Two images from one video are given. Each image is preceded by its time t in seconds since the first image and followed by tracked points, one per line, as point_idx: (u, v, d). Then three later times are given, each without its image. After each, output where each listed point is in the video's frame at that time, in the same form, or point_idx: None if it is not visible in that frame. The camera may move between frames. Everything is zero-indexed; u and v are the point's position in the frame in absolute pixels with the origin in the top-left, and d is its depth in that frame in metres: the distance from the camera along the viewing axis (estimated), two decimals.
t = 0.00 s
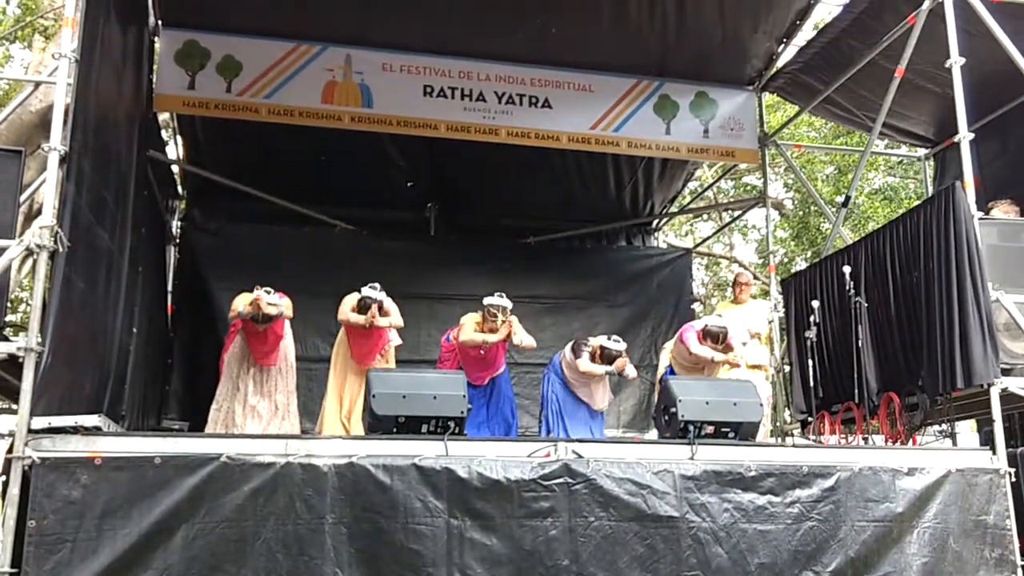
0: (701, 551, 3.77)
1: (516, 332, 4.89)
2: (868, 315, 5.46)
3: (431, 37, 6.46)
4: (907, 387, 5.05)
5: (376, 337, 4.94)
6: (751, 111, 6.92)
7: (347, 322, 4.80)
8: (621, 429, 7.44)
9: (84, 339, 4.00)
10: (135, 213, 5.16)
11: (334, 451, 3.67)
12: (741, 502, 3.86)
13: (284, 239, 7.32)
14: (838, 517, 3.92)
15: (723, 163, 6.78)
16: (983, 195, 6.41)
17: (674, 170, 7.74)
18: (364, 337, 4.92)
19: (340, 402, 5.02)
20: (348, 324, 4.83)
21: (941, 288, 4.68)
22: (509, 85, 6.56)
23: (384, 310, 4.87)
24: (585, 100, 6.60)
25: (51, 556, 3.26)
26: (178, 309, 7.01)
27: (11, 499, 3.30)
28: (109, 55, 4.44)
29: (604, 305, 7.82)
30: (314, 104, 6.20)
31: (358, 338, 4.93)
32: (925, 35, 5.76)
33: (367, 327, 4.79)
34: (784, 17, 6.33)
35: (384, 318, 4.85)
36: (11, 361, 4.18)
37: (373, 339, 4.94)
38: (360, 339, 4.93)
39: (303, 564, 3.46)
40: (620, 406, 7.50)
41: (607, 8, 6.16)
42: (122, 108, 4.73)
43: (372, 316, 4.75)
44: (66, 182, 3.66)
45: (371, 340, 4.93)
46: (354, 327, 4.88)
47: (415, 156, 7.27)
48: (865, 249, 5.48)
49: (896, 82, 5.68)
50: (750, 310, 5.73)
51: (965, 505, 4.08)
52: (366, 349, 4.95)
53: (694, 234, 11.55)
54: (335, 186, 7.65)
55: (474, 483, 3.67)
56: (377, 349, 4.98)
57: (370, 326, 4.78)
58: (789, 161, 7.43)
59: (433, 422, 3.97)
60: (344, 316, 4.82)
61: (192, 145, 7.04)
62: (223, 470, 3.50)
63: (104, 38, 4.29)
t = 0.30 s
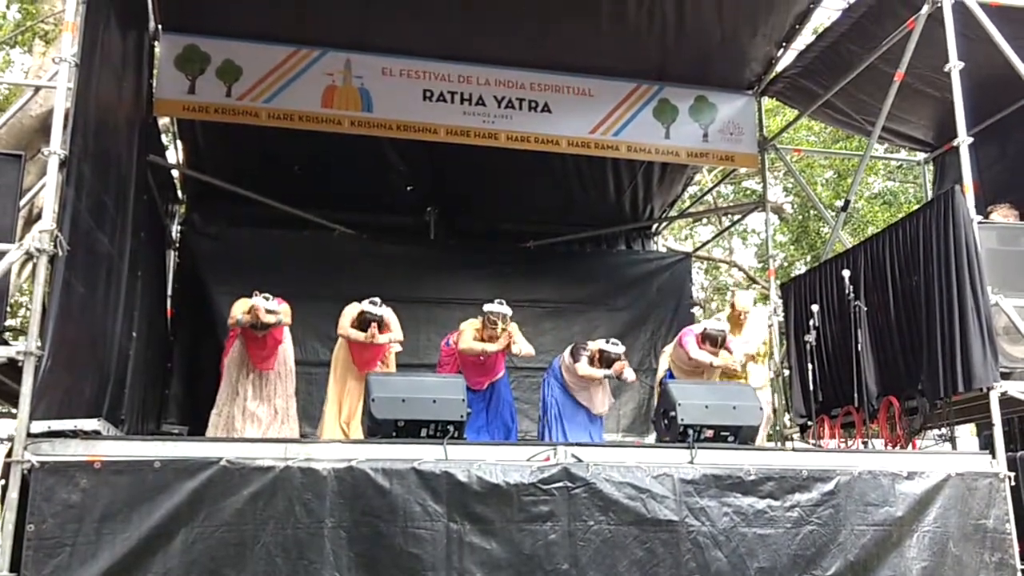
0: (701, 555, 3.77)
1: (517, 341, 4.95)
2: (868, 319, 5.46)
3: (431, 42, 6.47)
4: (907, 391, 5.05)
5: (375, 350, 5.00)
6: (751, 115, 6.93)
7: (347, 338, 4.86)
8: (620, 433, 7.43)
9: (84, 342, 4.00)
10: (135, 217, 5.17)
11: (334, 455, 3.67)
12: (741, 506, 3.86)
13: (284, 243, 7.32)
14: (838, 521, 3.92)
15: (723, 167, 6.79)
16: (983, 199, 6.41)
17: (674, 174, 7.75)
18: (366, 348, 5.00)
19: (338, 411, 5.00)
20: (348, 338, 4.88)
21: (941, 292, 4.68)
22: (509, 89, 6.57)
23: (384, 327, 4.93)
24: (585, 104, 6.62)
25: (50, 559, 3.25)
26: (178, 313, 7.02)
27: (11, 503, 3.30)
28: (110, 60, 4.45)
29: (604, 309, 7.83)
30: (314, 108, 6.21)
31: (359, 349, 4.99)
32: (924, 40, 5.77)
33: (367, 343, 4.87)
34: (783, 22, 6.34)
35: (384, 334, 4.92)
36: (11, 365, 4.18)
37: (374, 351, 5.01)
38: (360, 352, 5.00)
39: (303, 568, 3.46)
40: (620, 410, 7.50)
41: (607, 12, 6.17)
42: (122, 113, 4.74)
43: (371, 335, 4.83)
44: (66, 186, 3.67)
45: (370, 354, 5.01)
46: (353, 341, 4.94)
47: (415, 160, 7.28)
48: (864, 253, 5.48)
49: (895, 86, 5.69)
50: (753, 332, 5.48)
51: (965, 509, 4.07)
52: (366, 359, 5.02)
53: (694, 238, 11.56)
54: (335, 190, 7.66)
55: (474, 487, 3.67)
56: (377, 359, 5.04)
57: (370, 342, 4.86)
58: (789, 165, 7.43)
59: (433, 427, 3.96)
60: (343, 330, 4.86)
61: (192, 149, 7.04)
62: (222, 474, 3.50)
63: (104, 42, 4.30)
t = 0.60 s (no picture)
0: (700, 558, 3.77)
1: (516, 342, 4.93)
2: (868, 322, 5.46)
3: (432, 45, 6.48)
4: (907, 394, 5.05)
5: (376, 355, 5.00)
6: (751, 118, 6.93)
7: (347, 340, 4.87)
8: (620, 435, 7.43)
9: (84, 344, 4.00)
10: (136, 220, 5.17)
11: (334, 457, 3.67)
12: (741, 509, 3.86)
13: (285, 245, 7.33)
14: (838, 524, 3.92)
15: (723, 170, 6.79)
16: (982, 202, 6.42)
17: (674, 177, 7.77)
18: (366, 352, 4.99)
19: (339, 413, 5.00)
20: (348, 342, 4.89)
21: (941, 295, 4.68)
22: (509, 92, 6.58)
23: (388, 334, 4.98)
24: (585, 107, 6.62)
25: (50, 562, 3.25)
26: (178, 315, 7.02)
27: (10, 505, 3.30)
28: (110, 62, 4.45)
29: (604, 312, 7.83)
30: (315, 111, 6.21)
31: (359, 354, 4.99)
32: (924, 44, 5.77)
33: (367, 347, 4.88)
34: (783, 25, 6.35)
35: (384, 339, 4.94)
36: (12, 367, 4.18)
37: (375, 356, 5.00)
38: (360, 356, 5.00)
39: (302, 570, 3.46)
40: (620, 413, 7.50)
41: (607, 15, 6.18)
42: (122, 115, 4.74)
43: (371, 342, 4.83)
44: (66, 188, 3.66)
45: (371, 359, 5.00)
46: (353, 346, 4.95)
47: (415, 163, 7.28)
48: (865, 256, 5.49)
49: (895, 90, 5.70)
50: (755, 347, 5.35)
51: (965, 512, 4.07)
52: (365, 363, 5.00)
53: (694, 241, 11.58)
54: (335, 192, 7.66)
55: (474, 489, 3.67)
56: (378, 361, 5.03)
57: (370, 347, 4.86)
58: (789, 168, 7.43)
59: (433, 429, 3.97)
60: (344, 334, 4.88)
61: (193, 151, 7.05)
62: (222, 476, 3.50)
63: (105, 44, 4.30)
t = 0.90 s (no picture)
0: (698, 560, 3.77)
1: (514, 321, 4.91)
2: (865, 324, 5.47)
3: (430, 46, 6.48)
4: (904, 396, 5.05)
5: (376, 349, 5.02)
6: (748, 120, 6.94)
7: (348, 335, 4.85)
8: (618, 437, 7.43)
9: (80, 345, 3.99)
10: (133, 221, 5.16)
11: (331, 458, 3.67)
12: (738, 511, 3.86)
13: (282, 246, 7.32)
14: (835, 525, 3.92)
15: (721, 172, 6.80)
16: (979, 204, 6.43)
17: (671, 178, 7.79)
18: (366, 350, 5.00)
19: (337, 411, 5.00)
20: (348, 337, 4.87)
21: (938, 297, 4.69)
22: (507, 93, 6.58)
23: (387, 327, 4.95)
24: (583, 108, 6.63)
25: (46, 563, 3.23)
26: (175, 316, 7.01)
27: (6, 506, 3.29)
28: (108, 63, 4.44)
29: (602, 313, 7.83)
30: (313, 112, 6.21)
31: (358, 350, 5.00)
32: (922, 46, 5.78)
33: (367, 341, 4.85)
34: (781, 26, 6.35)
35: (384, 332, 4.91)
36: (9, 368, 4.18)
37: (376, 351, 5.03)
38: (360, 353, 5.01)
39: (299, 571, 3.45)
40: (618, 414, 7.51)
41: (605, 16, 6.18)
42: (120, 116, 4.73)
43: (372, 331, 4.80)
44: (63, 189, 3.66)
45: (371, 354, 5.02)
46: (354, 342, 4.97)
47: (413, 164, 7.28)
48: (862, 258, 5.50)
49: (893, 91, 5.70)
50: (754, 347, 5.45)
51: (962, 514, 4.07)
52: (365, 362, 5.02)
53: (692, 242, 11.61)
54: (333, 193, 7.66)
55: (471, 490, 3.67)
56: (378, 359, 5.06)
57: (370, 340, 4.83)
58: (787, 171, 7.43)
59: (430, 430, 3.96)
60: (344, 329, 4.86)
61: (190, 152, 7.04)
62: (218, 477, 3.50)
63: (102, 45, 4.30)
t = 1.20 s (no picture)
0: (697, 566, 3.76)
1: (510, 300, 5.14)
2: (864, 330, 5.47)
3: (430, 52, 6.48)
4: (904, 401, 5.05)
5: (378, 336, 4.97)
6: (747, 126, 6.94)
7: (347, 316, 4.84)
8: (617, 442, 7.42)
9: (79, 350, 3.99)
10: (132, 226, 5.16)
11: (329, 465, 3.67)
12: (738, 517, 3.85)
13: (282, 251, 7.32)
14: (834, 532, 3.91)
15: (720, 177, 6.80)
16: (978, 210, 6.44)
17: (671, 183, 7.80)
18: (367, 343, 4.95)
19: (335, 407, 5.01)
20: (349, 318, 4.85)
21: (937, 303, 4.69)
22: (507, 99, 6.58)
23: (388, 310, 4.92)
24: (582, 114, 6.63)
25: (43, 570, 3.22)
26: (175, 321, 7.00)
27: (4, 512, 3.28)
28: (107, 68, 4.45)
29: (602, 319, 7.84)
30: (312, 117, 6.21)
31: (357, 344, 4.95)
32: (921, 52, 5.80)
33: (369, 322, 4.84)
34: (779, 32, 6.36)
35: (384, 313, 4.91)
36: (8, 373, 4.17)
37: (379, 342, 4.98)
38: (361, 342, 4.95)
39: None
40: (618, 420, 7.50)
41: (605, 21, 6.19)
42: (119, 121, 4.74)
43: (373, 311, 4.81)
44: (62, 195, 3.65)
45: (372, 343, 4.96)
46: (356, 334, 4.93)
47: (413, 169, 7.28)
48: (861, 263, 5.50)
49: (892, 97, 5.70)
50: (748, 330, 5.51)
51: (962, 520, 4.07)
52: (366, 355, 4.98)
53: (691, 247, 11.64)
54: (333, 199, 7.67)
55: (470, 497, 3.66)
56: (378, 355, 4.99)
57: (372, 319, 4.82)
58: (785, 177, 7.30)
59: (429, 436, 3.96)
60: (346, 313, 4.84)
61: (190, 157, 7.04)
62: (217, 483, 3.49)
63: (102, 51, 4.30)
